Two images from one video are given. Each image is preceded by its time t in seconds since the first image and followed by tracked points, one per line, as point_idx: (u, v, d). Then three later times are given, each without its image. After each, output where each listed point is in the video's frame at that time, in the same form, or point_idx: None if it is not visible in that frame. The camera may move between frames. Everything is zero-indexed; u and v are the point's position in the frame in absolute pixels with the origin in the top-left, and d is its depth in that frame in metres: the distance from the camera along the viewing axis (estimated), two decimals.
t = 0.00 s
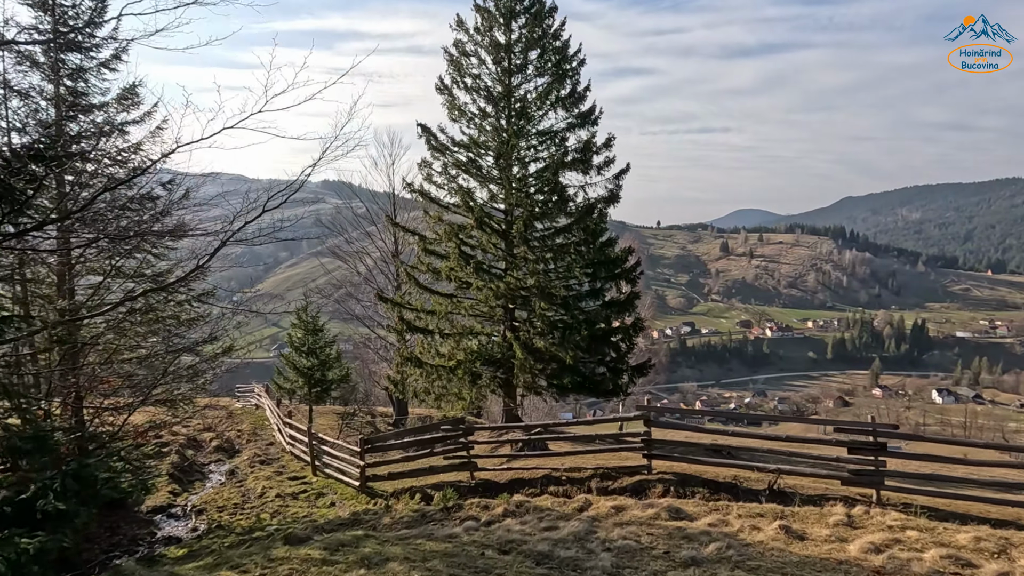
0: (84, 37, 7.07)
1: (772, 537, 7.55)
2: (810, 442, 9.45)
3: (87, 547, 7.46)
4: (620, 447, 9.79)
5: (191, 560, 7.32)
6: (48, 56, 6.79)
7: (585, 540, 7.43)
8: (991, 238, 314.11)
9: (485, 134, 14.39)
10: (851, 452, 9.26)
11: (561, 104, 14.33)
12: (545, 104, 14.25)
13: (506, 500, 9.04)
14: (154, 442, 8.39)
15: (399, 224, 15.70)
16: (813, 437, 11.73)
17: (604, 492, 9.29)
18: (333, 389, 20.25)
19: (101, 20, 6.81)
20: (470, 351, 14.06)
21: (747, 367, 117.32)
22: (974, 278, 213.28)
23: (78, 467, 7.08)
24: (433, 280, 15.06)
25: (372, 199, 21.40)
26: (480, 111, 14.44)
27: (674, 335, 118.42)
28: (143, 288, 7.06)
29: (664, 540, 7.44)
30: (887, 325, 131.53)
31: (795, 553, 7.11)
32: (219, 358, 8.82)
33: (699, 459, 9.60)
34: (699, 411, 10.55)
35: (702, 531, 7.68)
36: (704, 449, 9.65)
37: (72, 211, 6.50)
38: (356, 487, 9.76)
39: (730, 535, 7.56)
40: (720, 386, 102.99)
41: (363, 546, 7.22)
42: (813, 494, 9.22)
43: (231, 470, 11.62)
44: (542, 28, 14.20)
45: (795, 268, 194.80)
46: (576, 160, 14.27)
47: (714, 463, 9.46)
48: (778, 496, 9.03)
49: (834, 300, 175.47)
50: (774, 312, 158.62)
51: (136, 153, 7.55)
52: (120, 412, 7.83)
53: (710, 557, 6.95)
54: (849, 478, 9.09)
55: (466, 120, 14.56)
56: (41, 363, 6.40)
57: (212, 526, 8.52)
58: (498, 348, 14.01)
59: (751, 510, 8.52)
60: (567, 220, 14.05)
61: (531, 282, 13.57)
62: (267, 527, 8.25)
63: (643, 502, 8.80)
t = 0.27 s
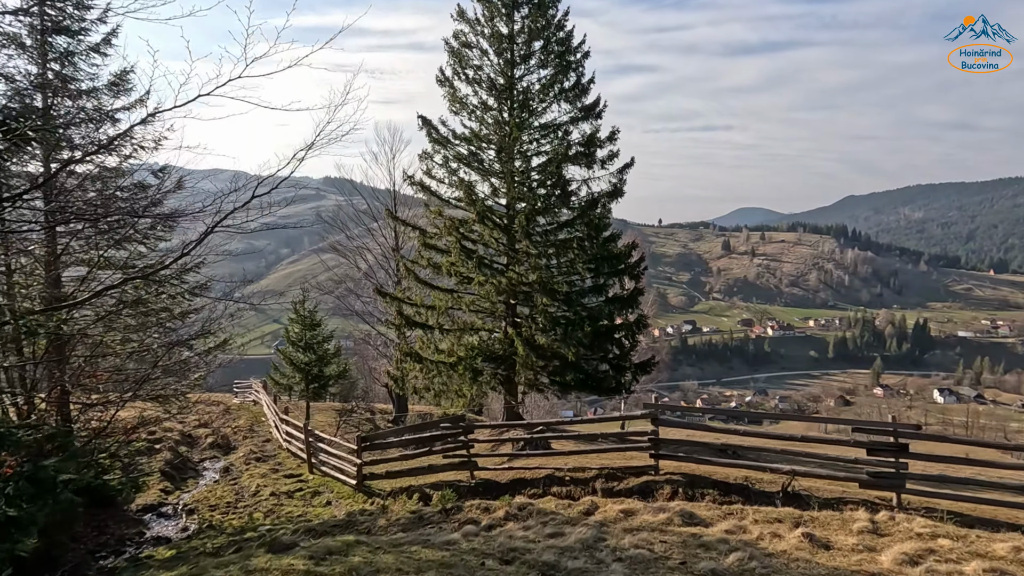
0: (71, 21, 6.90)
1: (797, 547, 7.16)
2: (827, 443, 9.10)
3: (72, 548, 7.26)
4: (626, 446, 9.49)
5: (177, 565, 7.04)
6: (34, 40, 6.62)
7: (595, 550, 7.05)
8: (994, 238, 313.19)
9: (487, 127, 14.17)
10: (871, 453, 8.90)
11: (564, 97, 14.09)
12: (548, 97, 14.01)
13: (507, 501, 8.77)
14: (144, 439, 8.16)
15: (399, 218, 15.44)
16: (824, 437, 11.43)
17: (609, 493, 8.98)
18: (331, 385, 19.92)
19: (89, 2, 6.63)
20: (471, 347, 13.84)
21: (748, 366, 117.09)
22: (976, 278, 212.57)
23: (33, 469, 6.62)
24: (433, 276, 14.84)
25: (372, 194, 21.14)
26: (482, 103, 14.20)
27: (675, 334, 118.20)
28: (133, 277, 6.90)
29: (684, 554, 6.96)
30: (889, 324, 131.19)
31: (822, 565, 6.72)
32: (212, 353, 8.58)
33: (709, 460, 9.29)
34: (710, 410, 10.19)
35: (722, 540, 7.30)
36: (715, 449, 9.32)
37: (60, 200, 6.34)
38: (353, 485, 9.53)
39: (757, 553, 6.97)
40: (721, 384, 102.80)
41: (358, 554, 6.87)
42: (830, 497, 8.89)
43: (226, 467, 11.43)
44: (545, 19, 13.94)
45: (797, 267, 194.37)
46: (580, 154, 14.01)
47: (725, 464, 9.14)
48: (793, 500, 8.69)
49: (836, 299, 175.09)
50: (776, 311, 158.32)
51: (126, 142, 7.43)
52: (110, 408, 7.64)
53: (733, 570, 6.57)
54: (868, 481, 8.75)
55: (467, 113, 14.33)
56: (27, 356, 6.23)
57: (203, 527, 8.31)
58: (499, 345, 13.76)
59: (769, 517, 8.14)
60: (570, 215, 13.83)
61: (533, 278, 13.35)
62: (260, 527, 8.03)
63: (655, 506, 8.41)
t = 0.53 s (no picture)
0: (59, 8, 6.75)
1: (824, 567, 6.19)
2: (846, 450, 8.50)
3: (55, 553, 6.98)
4: (632, 450, 8.95)
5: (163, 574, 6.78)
6: (20, 26, 6.46)
7: (606, 553, 6.54)
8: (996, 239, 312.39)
9: (488, 122, 13.94)
10: (893, 461, 8.18)
11: (567, 92, 13.84)
12: (550, 92, 13.76)
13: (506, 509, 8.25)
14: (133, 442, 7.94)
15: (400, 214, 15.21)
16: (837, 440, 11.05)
17: (616, 501, 8.31)
18: (329, 385, 19.64)
19: None
20: (471, 347, 13.60)
21: (748, 366, 116.88)
22: (979, 279, 211.83)
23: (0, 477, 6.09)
24: (433, 274, 14.61)
25: (373, 192, 20.96)
26: (483, 99, 13.98)
27: (676, 334, 118.05)
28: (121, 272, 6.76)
29: (697, 559, 6.35)
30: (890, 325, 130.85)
31: None
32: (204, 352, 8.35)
33: (719, 466, 8.65)
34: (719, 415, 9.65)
35: (741, 558, 6.36)
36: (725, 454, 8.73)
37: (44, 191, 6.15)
38: (348, 489, 9.25)
39: (777, 563, 6.24)
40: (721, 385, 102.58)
41: (351, 563, 6.60)
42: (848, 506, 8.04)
43: (219, 469, 11.20)
44: (548, 13, 13.69)
45: (798, 267, 194.01)
46: (583, 150, 13.77)
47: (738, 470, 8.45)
48: (809, 509, 7.89)
49: (837, 300, 174.63)
50: (777, 312, 158.04)
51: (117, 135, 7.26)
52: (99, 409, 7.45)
53: None
54: (890, 490, 7.94)
55: (469, 108, 14.10)
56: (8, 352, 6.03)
57: (193, 532, 8.06)
58: (500, 344, 13.49)
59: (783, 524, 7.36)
60: (572, 213, 13.59)
61: (535, 276, 13.08)
62: (250, 534, 7.77)
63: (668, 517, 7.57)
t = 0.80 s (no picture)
0: None
1: None
2: (863, 453, 8.17)
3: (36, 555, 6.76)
4: (639, 452, 8.64)
5: None
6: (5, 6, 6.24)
7: (614, 557, 6.24)
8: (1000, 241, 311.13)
9: (491, 115, 13.70)
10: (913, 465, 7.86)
11: (571, 84, 13.58)
12: (555, 84, 13.50)
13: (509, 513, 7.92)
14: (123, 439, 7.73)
15: (401, 209, 14.96)
16: (849, 443, 10.75)
17: (622, 505, 7.97)
18: (327, 382, 19.32)
19: None
20: (473, 344, 13.38)
21: (750, 367, 116.56)
22: (983, 281, 210.96)
23: None
24: (434, 270, 14.39)
25: (374, 187, 20.75)
26: (486, 91, 13.73)
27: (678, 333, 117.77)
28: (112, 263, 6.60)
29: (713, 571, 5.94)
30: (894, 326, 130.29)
31: None
32: (197, 346, 8.15)
33: (730, 468, 8.31)
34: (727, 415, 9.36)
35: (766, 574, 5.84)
36: (735, 456, 8.40)
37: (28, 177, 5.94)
38: (344, 490, 9.02)
39: None
40: (723, 385, 102.29)
41: (343, 568, 6.38)
42: (869, 513, 7.70)
43: (213, 467, 11.00)
44: (553, 4, 13.42)
45: (801, 268, 193.39)
46: (587, 145, 13.51)
47: (749, 474, 8.12)
48: (826, 514, 7.58)
49: (840, 301, 174.07)
50: (779, 312, 157.61)
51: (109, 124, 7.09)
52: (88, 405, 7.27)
53: None
54: (913, 496, 7.69)
55: (471, 101, 13.86)
56: None
57: (181, 533, 7.85)
58: (502, 341, 13.26)
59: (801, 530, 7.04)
60: (576, 208, 13.35)
61: (537, 272, 12.83)
62: (240, 536, 7.55)
63: (669, 520, 7.41)
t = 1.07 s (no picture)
0: None
1: None
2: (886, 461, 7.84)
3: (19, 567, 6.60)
4: (649, 458, 8.34)
5: None
6: None
7: None
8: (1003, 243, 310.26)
9: (494, 112, 13.49)
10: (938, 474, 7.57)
11: (575, 81, 13.36)
12: (559, 81, 13.28)
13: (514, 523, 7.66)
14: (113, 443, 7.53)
15: (402, 207, 14.75)
16: (861, 448, 10.49)
17: (631, 514, 7.72)
18: (325, 382, 18.98)
19: None
20: (474, 345, 13.16)
21: (752, 368, 116.21)
22: (986, 283, 210.30)
23: None
24: (436, 269, 14.18)
25: (375, 186, 20.56)
26: (489, 87, 13.51)
27: (680, 335, 117.47)
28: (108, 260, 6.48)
29: None
30: (897, 328, 129.83)
31: None
32: (191, 347, 7.95)
33: (744, 475, 8.04)
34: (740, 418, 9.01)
35: None
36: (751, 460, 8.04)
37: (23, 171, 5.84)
38: (342, 494, 8.79)
39: None
40: (725, 386, 101.95)
41: None
42: (894, 524, 7.49)
43: (208, 469, 10.82)
44: None
45: (803, 269, 192.91)
46: (591, 142, 13.30)
47: (764, 481, 7.85)
48: (850, 526, 7.26)
49: (842, 302, 173.60)
50: (781, 313, 157.19)
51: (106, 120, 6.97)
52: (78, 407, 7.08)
53: None
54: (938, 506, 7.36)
55: (474, 98, 13.65)
56: None
57: (172, 540, 7.64)
58: (504, 342, 13.04)
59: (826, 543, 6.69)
60: (580, 207, 13.15)
61: (541, 271, 12.61)
62: (233, 544, 7.34)
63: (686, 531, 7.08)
